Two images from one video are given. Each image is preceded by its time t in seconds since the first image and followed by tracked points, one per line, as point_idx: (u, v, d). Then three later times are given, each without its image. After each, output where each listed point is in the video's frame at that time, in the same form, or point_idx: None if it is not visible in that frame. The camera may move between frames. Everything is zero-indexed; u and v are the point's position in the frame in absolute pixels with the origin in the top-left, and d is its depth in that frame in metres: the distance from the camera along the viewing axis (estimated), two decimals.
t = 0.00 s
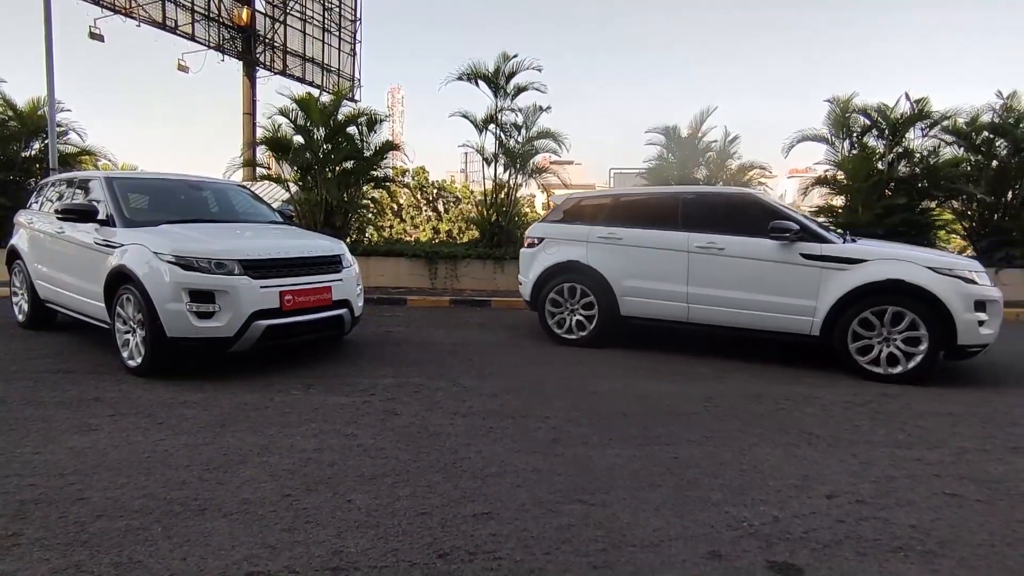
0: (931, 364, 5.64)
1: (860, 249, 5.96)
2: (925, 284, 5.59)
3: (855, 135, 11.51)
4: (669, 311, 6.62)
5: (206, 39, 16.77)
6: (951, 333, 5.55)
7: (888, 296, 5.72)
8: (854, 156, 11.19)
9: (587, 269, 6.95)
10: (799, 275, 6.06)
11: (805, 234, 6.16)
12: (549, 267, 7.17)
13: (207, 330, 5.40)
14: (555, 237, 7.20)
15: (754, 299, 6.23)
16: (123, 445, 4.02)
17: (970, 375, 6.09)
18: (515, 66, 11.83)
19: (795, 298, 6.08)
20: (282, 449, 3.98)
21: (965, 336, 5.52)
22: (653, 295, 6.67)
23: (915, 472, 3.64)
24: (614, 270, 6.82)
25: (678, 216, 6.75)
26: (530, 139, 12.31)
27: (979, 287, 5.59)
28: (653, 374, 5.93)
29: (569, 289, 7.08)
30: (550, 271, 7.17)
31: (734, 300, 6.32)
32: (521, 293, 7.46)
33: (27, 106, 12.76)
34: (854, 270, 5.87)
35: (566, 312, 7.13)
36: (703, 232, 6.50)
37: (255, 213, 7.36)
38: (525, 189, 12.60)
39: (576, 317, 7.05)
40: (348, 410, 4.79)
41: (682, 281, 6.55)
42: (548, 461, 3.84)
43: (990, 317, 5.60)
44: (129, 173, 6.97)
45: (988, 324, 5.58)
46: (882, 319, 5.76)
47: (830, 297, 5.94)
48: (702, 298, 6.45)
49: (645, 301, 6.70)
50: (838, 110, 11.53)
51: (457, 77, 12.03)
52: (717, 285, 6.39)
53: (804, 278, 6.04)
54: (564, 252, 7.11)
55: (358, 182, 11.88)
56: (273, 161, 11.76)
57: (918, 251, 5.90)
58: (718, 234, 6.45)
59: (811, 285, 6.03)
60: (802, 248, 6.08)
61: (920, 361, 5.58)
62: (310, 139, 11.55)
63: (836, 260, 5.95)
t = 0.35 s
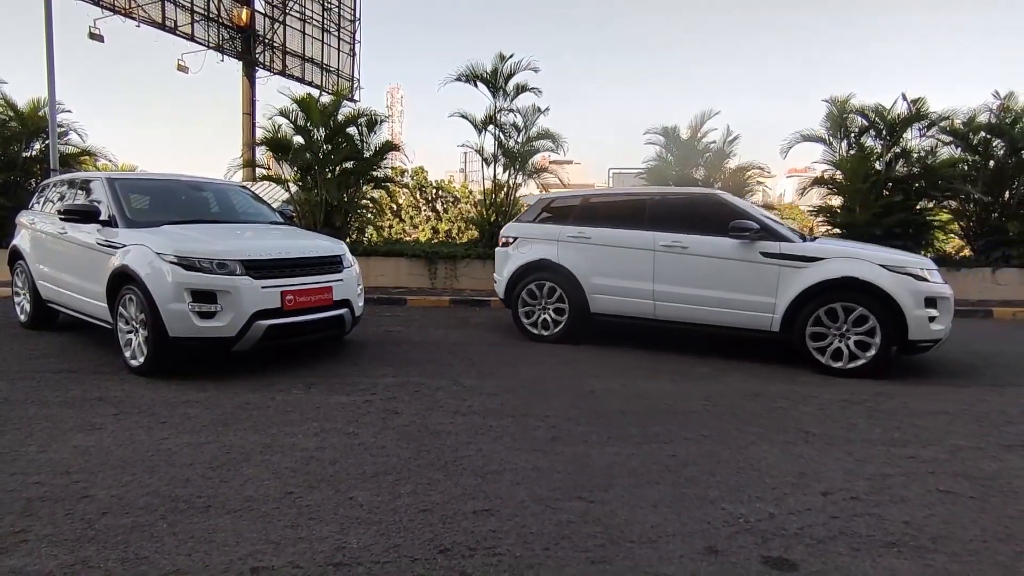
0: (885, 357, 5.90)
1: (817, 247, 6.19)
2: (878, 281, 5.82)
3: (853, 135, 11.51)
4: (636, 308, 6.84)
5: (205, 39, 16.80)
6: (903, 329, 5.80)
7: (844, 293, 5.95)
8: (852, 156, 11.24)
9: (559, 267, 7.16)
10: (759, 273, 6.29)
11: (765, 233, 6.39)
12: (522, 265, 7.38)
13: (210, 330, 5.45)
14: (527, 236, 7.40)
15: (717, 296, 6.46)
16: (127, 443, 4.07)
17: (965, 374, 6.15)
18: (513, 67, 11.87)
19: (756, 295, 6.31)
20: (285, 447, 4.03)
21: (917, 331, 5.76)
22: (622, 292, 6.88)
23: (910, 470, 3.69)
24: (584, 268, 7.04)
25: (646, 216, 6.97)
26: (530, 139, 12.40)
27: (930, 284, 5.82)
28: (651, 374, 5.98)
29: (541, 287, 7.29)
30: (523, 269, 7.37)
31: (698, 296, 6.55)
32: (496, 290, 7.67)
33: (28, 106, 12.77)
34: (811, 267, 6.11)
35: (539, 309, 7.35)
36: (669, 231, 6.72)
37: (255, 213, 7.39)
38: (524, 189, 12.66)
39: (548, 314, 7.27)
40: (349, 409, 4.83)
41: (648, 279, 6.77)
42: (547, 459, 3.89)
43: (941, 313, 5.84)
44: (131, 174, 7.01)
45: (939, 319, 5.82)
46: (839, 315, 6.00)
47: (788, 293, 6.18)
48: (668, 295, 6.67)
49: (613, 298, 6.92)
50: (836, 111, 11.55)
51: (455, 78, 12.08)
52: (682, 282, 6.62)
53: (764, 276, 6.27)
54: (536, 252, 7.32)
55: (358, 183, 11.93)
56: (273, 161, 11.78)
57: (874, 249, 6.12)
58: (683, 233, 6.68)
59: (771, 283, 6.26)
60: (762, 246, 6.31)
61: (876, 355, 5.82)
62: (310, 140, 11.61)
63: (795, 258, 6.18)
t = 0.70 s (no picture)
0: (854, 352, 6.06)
1: (788, 246, 6.36)
2: (847, 279, 5.97)
3: (849, 135, 11.53)
4: (614, 305, 7.01)
5: (203, 39, 16.83)
6: (872, 326, 5.95)
7: (813, 291, 6.10)
8: (848, 156, 11.30)
9: (540, 266, 7.32)
10: (731, 271, 6.45)
11: (738, 232, 6.57)
12: (504, 263, 7.53)
13: (210, 329, 5.50)
14: (509, 235, 7.55)
15: (691, 293, 6.64)
16: (129, 440, 4.12)
17: (959, 372, 6.21)
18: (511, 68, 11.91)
19: (728, 292, 6.48)
20: (285, 444, 4.08)
21: (884, 328, 5.91)
22: (601, 290, 7.05)
23: (902, 465, 3.75)
24: (564, 267, 7.20)
25: (623, 216, 7.13)
26: (528, 139, 12.48)
27: (897, 282, 5.96)
28: (649, 372, 6.04)
29: (523, 285, 7.44)
30: (505, 267, 7.52)
31: (673, 294, 6.72)
32: (480, 287, 7.81)
33: (28, 107, 12.80)
34: (782, 265, 6.28)
35: (521, 307, 7.50)
36: (645, 231, 6.89)
37: (255, 213, 7.44)
38: (522, 188, 12.74)
39: (531, 311, 7.43)
40: (349, 407, 4.89)
41: (626, 277, 6.93)
42: (545, 455, 3.94)
43: (908, 310, 5.98)
44: (132, 174, 7.06)
45: (906, 316, 5.97)
46: (810, 311, 6.15)
47: (760, 291, 6.35)
48: (645, 292, 6.84)
49: (592, 295, 7.08)
50: (832, 111, 11.60)
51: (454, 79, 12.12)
52: (658, 280, 6.78)
53: (737, 273, 6.44)
54: (518, 250, 7.46)
55: (357, 183, 11.98)
56: (272, 161, 11.83)
57: (845, 248, 6.27)
58: (659, 232, 6.84)
59: (743, 280, 6.43)
60: (735, 245, 6.48)
61: (845, 350, 5.97)
62: (309, 140, 11.66)
63: (766, 256, 6.35)
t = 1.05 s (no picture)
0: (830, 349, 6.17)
1: (766, 245, 6.46)
2: (822, 277, 6.07)
3: (846, 135, 11.53)
4: (597, 303, 7.10)
5: (202, 39, 16.85)
6: (846, 322, 6.05)
7: (790, 289, 6.20)
8: (845, 156, 11.33)
9: (525, 265, 7.41)
10: (711, 269, 6.55)
11: (717, 231, 6.67)
12: (490, 262, 7.62)
13: (211, 328, 5.53)
14: (495, 235, 7.63)
15: (672, 292, 6.74)
16: (131, 438, 4.15)
17: (954, 370, 6.26)
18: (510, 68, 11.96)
19: (708, 290, 6.59)
20: (284, 442, 4.12)
21: (858, 325, 6.02)
22: (584, 289, 7.14)
23: (895, 462, 3.80)
24: (549, 266, 7.29)
25: (606, 216, 7.23)
26: (527, 139, 12.54)
27: (872, 280, 6.07)
28: (646, 371, 6.09)
29: (509, 284, 7.53)
30: (491, 267, 7.61)
31: (655, 292, 6.82)
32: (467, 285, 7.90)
33: (27, 107, 12.83)
34: (759, 264, 6.38)
35: (506, 305, 7.60)
36: (626, 230, 6.98)
37: (254, 213, 7.48)
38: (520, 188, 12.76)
39: (515, 308, 7.53)
40: (349, 405, 4.93)
41: (609, 275, 7.02)
42: (543, 453, 3.98)
43: (883, 307, 6.08)
44: (132, 174, 7.09)
45: (880, 313, 6.07)
46: (786, 309, 6.25)
47: (739, 289, 6.45)
48: (627, 291, 6.93)
49: (575, 294, 7.18)
50: (829, 111, 11.64)
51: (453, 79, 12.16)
52: (640, 278, 6.88)
53: (716, 272, 6.54)
54: (503, 249, 7.55)
55: (355, 183, 12.00)
56: (270, 161, 11.86)
57: (821, 247, 6.36)
58: (640, 231, 6.93)
59: (722, 278, 6.53)
60: (715, 243, 6.58)
61: (821, 347, 6.08)
62: (308, 140, 11.67)
63: (745, 255, 6.45)
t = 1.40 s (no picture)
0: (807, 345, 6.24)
1: (745, 244, 6.52)
2: (799, 276, 6.14)
3: (843, 135, 11.57)
4: (581, 302, 7.14)
5: (201, 39, 16.85)
6: (822, 319, 6.13)
7: (768, 286, 6.26)
8: (842, 156, 11.37)
9: (509, 263, 7.45)
10: (691, 268, 6.61)
11: (697, 230, 6.71)
12: (475, 261, 7.66)
13: (212, 328, 5.56)
14: (480, 234, 7.67)
15: (654, 290, 6.79)
16: (132, 437, 4.18)
17: (949, 369, 6.31)
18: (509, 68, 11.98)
19: (688, 289, 6.65)
20: (285, 441, 4.15)
21: (834, 322, 6.10)
22: (568, 287, 7.18)
23: (890, 459, 3.83)
24: (533, 264, 7.33)
25: (589, 215, 7.27)
26: (525, 139, 12.58)
27: (847, 278, 6.15)
28: (644, 369, 6.12)
29: (495, 282, 7.58)
30: (476, 265, 7.64)
31: (638, 290, 6.86)
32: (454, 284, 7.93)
33: (26, 107, 12.81)
34: (738, 263, 6.44)
35: (492, 303, 7.64)
36: (608, 229, 7.03)
37: (253, 213, 7.50)
38: (519, 188, 12.78)
39: (501, 306, 7.56)
40: (349, 404, 4.96)
41: (591, 274, 7.07)
42: (542, 451, 4.02)
43: (858, 305, 6.16)
44: (131, 174, 7.11)
45: (856, 310, 6.15)
46: (765, 306, 6.30)
47: (719, 288, 6.51)
48: (609, 289, 6.98)
49: (558, 292, 7.22)
50: (826, 111, 11.67)
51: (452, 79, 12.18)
52: (622, 277, 6.92)
53: (697, 271, 6.60)
54: (488, 248, 7.58)
55: (354, 182, 12.02)
56: (270, 161, 11.88)
57: (799, 245, 6.43)
58: (622, 230, 6.98)
59: (702, 277, 6.59)
60: (695, 243, 6.64)
61: (798, 343, 6.14)
62: (307, 140, 11.69)
63: (724, 254, 6.51)
